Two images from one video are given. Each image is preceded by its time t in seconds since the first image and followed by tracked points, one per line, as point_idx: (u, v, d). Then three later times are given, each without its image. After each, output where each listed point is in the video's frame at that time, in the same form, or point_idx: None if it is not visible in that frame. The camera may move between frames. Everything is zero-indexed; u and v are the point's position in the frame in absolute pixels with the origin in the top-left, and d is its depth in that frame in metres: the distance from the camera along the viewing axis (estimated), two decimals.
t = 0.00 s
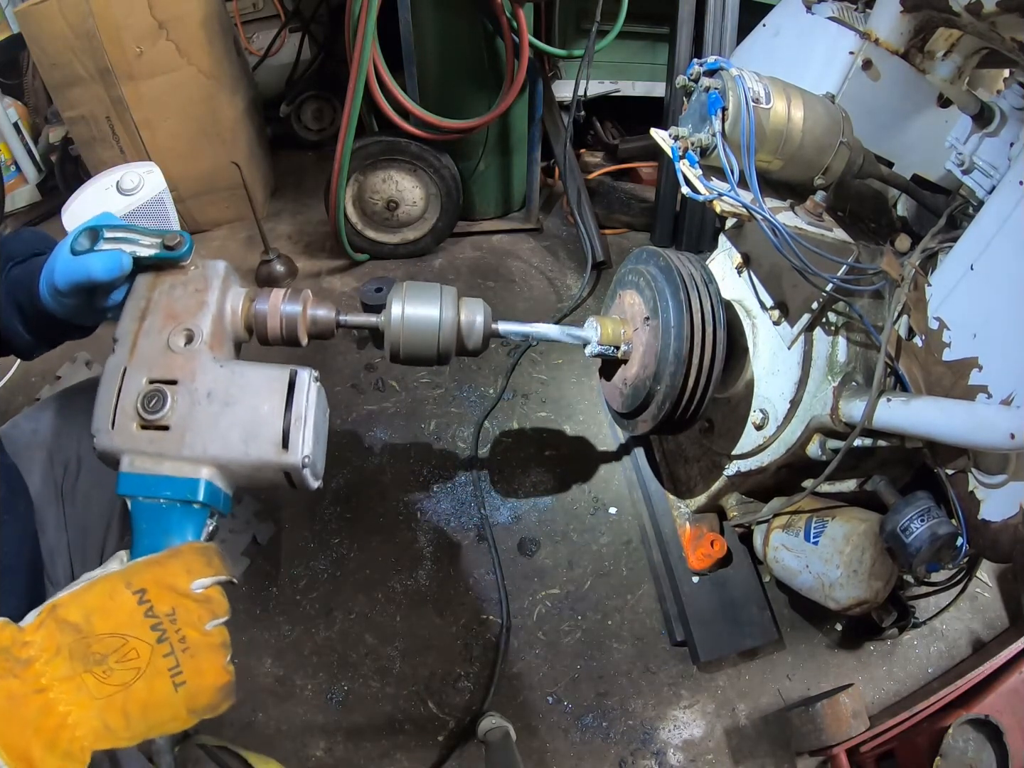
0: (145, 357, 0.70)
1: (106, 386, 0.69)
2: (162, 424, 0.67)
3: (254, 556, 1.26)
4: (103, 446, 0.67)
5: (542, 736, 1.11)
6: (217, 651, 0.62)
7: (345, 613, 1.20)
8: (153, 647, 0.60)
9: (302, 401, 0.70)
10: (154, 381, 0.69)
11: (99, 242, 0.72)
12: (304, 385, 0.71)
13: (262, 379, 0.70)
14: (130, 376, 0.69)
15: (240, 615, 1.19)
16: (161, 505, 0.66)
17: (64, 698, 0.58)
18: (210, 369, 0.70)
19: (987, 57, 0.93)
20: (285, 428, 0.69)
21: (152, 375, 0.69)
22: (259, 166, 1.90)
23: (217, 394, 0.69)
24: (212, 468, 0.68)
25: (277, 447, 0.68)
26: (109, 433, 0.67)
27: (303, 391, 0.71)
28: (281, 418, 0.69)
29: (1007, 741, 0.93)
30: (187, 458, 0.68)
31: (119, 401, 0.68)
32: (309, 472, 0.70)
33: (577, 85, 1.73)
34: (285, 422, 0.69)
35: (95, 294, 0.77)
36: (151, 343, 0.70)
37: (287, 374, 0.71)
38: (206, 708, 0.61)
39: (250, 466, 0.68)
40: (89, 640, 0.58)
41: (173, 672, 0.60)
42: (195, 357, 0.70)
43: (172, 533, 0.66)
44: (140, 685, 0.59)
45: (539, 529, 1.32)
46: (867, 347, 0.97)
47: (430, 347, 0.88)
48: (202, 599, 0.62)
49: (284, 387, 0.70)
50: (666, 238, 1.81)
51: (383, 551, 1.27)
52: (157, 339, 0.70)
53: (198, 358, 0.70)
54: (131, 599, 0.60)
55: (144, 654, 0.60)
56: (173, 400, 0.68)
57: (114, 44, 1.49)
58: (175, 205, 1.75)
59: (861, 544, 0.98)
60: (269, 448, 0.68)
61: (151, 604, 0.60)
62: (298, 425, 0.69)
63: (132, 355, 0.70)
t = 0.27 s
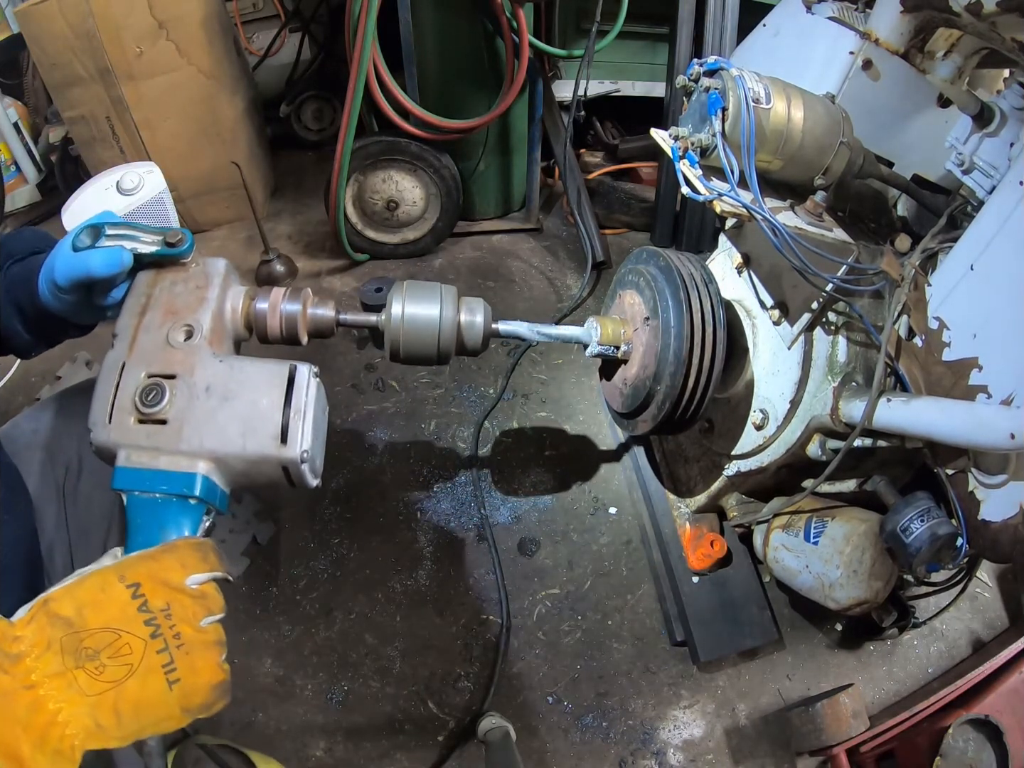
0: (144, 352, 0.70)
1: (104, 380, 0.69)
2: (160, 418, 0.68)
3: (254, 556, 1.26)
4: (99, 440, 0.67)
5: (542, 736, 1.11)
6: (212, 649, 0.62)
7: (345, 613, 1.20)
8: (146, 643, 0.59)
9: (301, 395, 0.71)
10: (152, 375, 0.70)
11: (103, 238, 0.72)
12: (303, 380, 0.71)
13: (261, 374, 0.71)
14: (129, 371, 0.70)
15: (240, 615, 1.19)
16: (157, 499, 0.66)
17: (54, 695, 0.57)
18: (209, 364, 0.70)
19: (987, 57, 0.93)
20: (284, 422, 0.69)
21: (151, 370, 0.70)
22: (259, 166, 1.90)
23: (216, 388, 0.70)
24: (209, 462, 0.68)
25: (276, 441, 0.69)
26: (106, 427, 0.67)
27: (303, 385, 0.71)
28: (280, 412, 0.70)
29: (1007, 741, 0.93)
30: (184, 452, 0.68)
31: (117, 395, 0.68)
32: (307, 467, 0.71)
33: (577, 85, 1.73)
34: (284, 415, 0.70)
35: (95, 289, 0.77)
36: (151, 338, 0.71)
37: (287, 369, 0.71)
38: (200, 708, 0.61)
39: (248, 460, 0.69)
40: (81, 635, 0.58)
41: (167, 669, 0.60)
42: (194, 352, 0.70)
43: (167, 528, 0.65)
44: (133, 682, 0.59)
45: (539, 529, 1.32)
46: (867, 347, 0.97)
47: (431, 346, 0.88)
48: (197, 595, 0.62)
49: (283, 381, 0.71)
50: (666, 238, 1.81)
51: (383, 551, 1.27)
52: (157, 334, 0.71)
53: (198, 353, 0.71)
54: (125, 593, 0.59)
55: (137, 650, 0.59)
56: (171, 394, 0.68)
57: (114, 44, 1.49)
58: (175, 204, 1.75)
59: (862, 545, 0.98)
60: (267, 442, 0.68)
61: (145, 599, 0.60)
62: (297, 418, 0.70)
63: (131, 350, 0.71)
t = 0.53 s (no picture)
0: (138, 351, 0.70)
1: (98, 379, 0.70)
2: (152, 416, 0.68)
3: (254, 556, 1.26)
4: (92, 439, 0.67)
5: (543, 736, 1.11)
6: (200, 646, 0.62)
7: (345, 613, 1.20)
8: (133, 640, 0.59)
9: (292, 394, 0.71)
10: (146, 374, 0.70)
11: (98, 242, 0.72)
12: (294, 379, 0.71)
13: (253, 372, 0.71)
14: (122, 369, 0.70)
15: (240, 615, 1.19)
16: (148, 498, 0.66)
17: (42, 692, 0.57)
18: (202, 362, 0.71)
19: (987, 57, 0.93)
20: (275, 420, 0.69)
21: (144, 369, 0.70)
22: (259, 166, 1.90)
23: (208, 386, 0.70)
24: (201, 460, 0.68)
25: (267, 439, 0.69)
26: (99, 426, 0.67)
27: (294, 384, 0.71)
28: (271, 411, 0.70)
29: (1006, 741, 0.93)
30: (176, 450, 0.67)
31: (110, 394, 0.69)
32: (298, 466, 0.70)
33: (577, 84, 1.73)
34: (275, 414, 0.70)
35: (92, 290, 0.78)
36: (145, 338, 0.71)
37: (279, 367, 0.72)
38: (188, 706, 0.61)
39: (239, 458, 0.68)
40: (68, 632, 0.58)
41: (154, 667, 0.60)
42: (187, 351, 0.71)
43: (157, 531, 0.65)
44: (119, 680, 0.59)
45: (540, 529, 1.32)
46: (867, 348, 0.97)
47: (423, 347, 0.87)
48: (185, 592, 0.62)
49: (274, 380, 0.71)
50: (667, 238, 1.81)
51: (383, 551, 1.27)
52: (151, 333, 0.71)
53: (191, 352, 0.71)
54: (112, 590, 0.60)
55: (123, 647, 0.59)
56: (164, 392, 0.68)
57: (114, 44, 1.49)
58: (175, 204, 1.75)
59: (861, 545, 0.98)
60: (258, 440, 0.68)
61: (132, 596, 0.60)
62: (288, 416, 0.70)
63: (125, 349, 0.71)
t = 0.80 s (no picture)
0: (130, 350, 0.70)
1: (89, 378, 0.69)
2: (141, 414, 0.67)
3: (254, 556, 1.26)
4: (82, 438, 0.67)
5: (543, 736, 1.11)
6: (187, 646, 0.62)
7: (345, 613, 1.20)
8: (119, 639, 0.59)
9: (281, 392, 0.70)
10: (136, 373, 0.69)
11: (91, 240, 0.73)
12: (283, 377, 0.71)
13: (242, 371, 0.70)
14: (113, 368, 0.69)
15: (241, 615, 1.19)
16: (137, 497, 0.66)
17: (27, 690, 0.56)
18: (192, 362, 0.70)
19: (987, 57, 0.93)
20: (264, 418, 0.69)
21: (135, 367, 0.69)
22: (259, 166, 1.90)
23: (197, 385, 0.69)
24: (190, 458, 0.68)
25: (255, 437, 0.68)
26: (89, 424, 0.67)
27: (283, 382, 0.71)
28: (260, 409, 0.69)
29: (1006, 741, 0.93)
30: (165, 448, 0.67)
31: (100, 393, 0.68)
32: (287, 465, 0.70)
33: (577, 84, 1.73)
34: (264, 412, 0.69)
35: (85, 290, 0.78)
36: (136, 336, 0.71)
37: (268, 366, 0.71)
38: (173, 705, 0.61)
39: (228, 456, 0.68)
40: (53, 630, 0.57)
41: (139, 666, 0.59)
42: (178, 350, 0.70)
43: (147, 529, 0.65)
44: (104, 678, 0.58)
45: (540, 529, 1.32)
46: (867, 349, 0.98)
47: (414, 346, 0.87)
48: (172, 591, 0.62)
49: (264, 379, 0.70)
50: (667, 238, 1.81)
51: (382, 551, 1.27)
52: (142, 333, 0.71)
53: (181, 351, 0.71)
54: (98, 588, 0.59)
55: (108, 646, 0.58)
56: (153, 391, 0.68)
57: (114, 44, 1.49)
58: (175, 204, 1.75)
59: (861, 545, 0.98)
60: (246, 438, 0.68)
61: (118, 595, 0.60)
62: (276, 415, 0.69)
63: (116, 349, 0.70)
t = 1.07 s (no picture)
0: (114, 347, 0.67)
1: (73, 375, 0.66)
2: (123, 410, 0.64)
3: (254, 555, 1.26)
4: (65, 434, 0.64)
5: (543, 736, 1.11)
6: (163, 640, 0.61)
7: (345, 613, 1.20)
8: (93, 632, 0.57)
9: (260, 388, 0.65)
10: (120, 370, 0.66)
11: (78, 238, 0.73)
12: (264, 371, 0.66)
13: (223, 365, 0.66)
14: (97, 365, 0.66)
15: (240, 615, 1.19)
16: (118, 491, 0.63)
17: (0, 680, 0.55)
18: (174, 357, 0.66)
19: (987, 57, 0.93)
20: (242, 415, 0.64)
21: (118, 364, 0.66)
22: (259, 166, 1.90)
23: (179, 380, 0.65)
24: (171, 455, 0.64)
25: (233, 433, 0.64)
26: (72, 420, 0.64)
27: (262, 377, 0.66)
28: (239, 405, 0.64)
29: (1006, 741, 0.93)
30: (147, 445, 0.64)
31: (83, 390, 0.65)
32: (266, 462, 0.65)
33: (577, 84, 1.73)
34: (242, 408, 0.64)
35: (74, 288, 0.78)
36: (120, 334, 0.67)
37: (248, 362, 0.67)
38: (147, 699, 0.60)
39: (207, 454, 0.64)
40: (28, 619, 0.56)
41: (112, 658, 0.58)
42: (160, 346, 0.67)
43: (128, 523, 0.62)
44: (78, 670, 0.57)
45: (540, 528, 1.32)
46: (867, 348, 0.98)
47: (393, 345, 0.81)
48: (148, 585, 0.60)
49: (243, 375, 0.66)
50: (666, 238, 1.81)
51: (382, 551, 1.27)
52: (125, 331, 0.67)
53: (164, 348, 0.67)
54: (72, 580, 0.57)
55: (83, 638, 0.57)
56: (136, 387, 0.65)
57: (114, 44, 1.49)
58: (175, 204, 1.75)
59: (861, 544, 0.98)
60: (225, 434, 0.63)
61: (92, 587, 0.58)
62: (255, 410, 0.64)
63: (101, 345, 0.67)
